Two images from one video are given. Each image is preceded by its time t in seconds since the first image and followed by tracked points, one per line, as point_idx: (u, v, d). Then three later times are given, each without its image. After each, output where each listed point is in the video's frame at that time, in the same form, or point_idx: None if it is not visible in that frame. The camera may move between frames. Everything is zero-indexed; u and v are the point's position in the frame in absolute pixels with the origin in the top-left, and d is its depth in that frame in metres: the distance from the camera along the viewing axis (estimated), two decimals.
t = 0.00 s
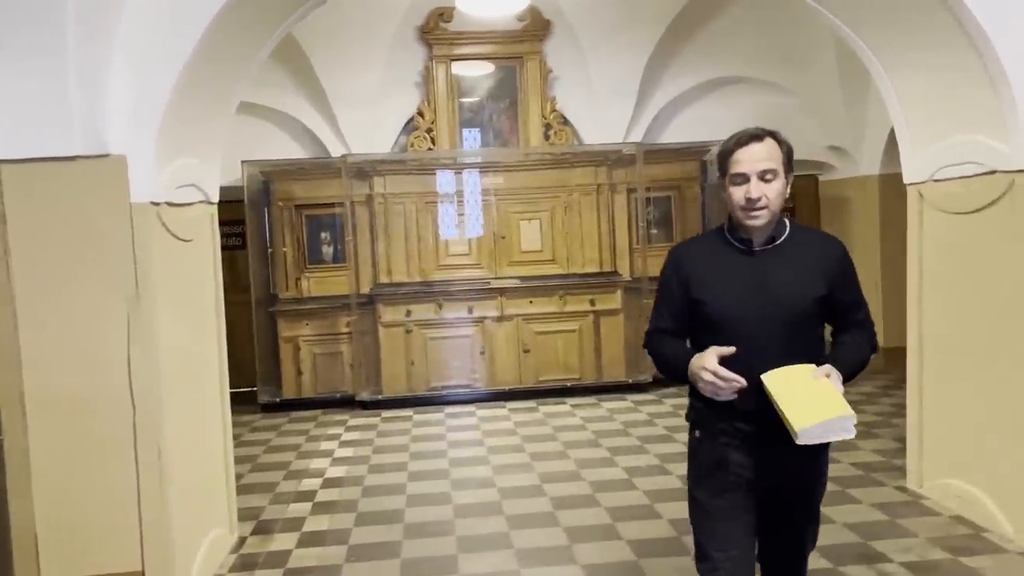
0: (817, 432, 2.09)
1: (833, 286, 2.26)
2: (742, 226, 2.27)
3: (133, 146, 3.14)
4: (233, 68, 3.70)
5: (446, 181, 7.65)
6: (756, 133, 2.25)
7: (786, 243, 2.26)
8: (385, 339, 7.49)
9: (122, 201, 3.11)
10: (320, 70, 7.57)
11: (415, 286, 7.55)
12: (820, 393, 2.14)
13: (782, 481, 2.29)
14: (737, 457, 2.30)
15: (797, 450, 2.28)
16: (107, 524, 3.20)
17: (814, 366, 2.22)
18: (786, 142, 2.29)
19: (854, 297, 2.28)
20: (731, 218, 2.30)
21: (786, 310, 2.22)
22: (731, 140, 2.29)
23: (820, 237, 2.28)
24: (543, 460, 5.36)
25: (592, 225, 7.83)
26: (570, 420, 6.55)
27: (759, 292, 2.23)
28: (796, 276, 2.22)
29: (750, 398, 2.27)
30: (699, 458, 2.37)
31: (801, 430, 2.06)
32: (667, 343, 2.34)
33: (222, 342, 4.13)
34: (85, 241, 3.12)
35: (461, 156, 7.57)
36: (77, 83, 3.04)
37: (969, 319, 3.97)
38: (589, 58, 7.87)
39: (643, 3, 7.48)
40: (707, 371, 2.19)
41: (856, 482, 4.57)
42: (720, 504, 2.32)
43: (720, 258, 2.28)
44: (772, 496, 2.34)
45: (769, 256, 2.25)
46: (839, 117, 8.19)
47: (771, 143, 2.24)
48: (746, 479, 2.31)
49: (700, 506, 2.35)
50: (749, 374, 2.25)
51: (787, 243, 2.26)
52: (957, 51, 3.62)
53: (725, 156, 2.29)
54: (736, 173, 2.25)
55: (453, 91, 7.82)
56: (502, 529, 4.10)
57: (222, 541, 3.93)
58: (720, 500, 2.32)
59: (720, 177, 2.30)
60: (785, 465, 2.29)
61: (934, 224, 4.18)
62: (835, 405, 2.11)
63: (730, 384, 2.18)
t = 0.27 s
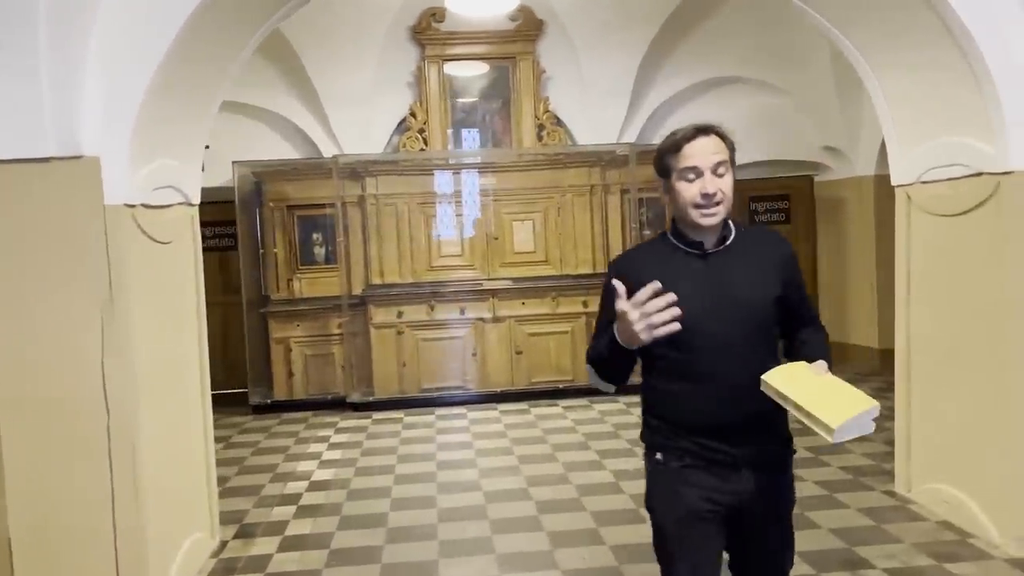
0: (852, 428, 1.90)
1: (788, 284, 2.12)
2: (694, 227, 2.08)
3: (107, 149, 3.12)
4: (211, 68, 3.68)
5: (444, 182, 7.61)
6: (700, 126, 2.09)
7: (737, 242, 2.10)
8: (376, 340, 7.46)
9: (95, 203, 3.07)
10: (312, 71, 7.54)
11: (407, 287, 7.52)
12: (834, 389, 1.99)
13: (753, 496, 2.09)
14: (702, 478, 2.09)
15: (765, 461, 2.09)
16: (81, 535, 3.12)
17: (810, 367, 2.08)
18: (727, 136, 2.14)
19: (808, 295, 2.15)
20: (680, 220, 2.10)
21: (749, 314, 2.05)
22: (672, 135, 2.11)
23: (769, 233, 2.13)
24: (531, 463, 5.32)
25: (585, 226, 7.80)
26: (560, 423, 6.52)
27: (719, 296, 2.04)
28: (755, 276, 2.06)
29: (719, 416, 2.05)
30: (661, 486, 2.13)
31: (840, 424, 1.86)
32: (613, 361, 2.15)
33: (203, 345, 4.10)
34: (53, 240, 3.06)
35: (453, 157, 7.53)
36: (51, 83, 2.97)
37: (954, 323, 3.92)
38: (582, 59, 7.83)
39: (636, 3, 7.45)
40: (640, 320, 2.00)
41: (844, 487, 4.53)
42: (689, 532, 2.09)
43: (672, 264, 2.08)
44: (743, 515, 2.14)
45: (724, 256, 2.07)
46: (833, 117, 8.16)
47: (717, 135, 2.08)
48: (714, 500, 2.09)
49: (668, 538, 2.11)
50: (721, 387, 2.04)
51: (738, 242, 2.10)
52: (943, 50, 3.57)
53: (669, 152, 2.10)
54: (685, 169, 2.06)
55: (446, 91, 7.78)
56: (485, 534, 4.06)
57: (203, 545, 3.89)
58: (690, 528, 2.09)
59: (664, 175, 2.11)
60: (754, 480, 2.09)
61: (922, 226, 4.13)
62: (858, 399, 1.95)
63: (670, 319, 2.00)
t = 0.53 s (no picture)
0: (832, 430, 1.78)
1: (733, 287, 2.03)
2: (637, 229, 1.97)
3: (86, 149, 3.11)
4: (195, 70, 3.68)
5: (447, 183, 7.61)
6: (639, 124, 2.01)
7: (679, 244, 2.00)
8: (372, 341, 7.46)
9: (75, 206, 3.07)
10: (309, 71, 7.54)
11: (403, 288, 7.51)
12: (803, 393, 1.88)
13: (711, 512, 1.96)
14: (656, 495, 1.95)
15: (722, 473, 1.97)
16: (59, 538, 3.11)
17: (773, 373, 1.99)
18: (666, 138, 2.07)
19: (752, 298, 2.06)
20: (622, 223, 1.99)
21: (698, 318, 1.93)
22: (609, 136, 2.02)
23: (711, 235, 2.04)
24: (523, 465, 5.30)
25: (583, 227, 7.78)
26: (555, 424, 6.49)
27: (665, 302, 1.92)
28: (700, 278, 1.96)
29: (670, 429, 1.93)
30: (613, 507, 1.99)
31: (820, 427, 1.75)
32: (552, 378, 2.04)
33: (190, 346, 4.09)
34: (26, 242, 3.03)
35: (450, 157, 7.52)
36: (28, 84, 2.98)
37: (944, 325, 3.88)
38: (580, 59, 7.81)
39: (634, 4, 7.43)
40: (588, 311, 1.87)
41: (834, 491, 4.50)
42: (644, 554, 1.96)
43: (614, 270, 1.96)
44: (699, 531, 2.01)
45: (668, 259, 1.96)
46: (833, 117, 8.10)
47: (657, 135, 2.01)
48: (670, 519, 1.95)
49: (624, 562, 1.98)
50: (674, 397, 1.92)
51: (679, 244, 2.00)
52: (930, 51, 3.54)
53: (606, 153, 2.01)
54: (625, 168, 1.97)
55: (442, 91, 7.78)
56: (469, 536, 4.05)
57: (188, 547, 3.89)
58: (645, 550, 1.96)
59: (603, 178, 2.01)
60: (712, 493, 1.96)
61: (912, 228, 4.10)
62: (832, 402, 1.85)
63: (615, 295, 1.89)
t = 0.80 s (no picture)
0: (773, 456, 1.81)
1: (684, 296, 2.06)
2: (586, 231, 1.99)
3: (77, 150, 3.15)
4: (189, 76, 3.72)
5: (459, 183, 7.64)
6: (584, 126, 2.07)
7: (630, 253, 2.03)
8: (376, 342, 7.50)
9: (66, 208, 3.11)
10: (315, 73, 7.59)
11: (407, 289, 7.54)
12: (750, 415, 1.91)
13: (664, 525, 1.97)
14: (608, 510, 1.97)
15: (674, 487, 1.98)
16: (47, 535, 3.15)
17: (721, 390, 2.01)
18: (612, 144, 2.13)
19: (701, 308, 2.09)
20: (571, 224, 2.01)
21: (650, 328, 1.95)
22: (555, 140, 2.08)
23: (662, 243, 2.07)
24: (519, 467, 5.32)
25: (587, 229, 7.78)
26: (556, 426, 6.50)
27: (616, 312, 1.94)
28: (651, 289, 1.98)
29: (622, 440, 1.95)
30: (567, 521, 2.01)
31: (763, 452, 1.77)
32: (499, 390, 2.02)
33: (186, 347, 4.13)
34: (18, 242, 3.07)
35: (454, 158, 7.54)
36: (20, 84, 3.03)
37: (936, 329, 3.86)
38: (584, 60, 7.81)
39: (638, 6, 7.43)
40: (514, 324, 1.86)
41: (827, 495, 4.49)
42: (599, 567, 1.99)
43: (566, 280, 1.98)
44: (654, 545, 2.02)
45: (619, 269, 1.99)
46: (839, 120, 8.05)
47: (602, 137, 2.06)
48: (624, 532, 1.97)
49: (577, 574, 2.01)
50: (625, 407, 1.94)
51: (629, 253, 2.02)
52: (920, 53, 3.53)
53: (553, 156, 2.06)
54: (571, 168, 2.01)
55: (447, 93, 7.80)
56: (460, 537, 4.08)
57: (182, 546, 3.94)
58: (599, 562, 1.99)
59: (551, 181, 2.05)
60: (664, 506, 1.97)
61: (905, 231, 4.08)
62: (775, 427, 1.88)
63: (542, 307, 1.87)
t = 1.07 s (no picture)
0: (735, 474, 1.84)
1: (661, 304, 2.06)
2: (559, 241, 2.01)
3: (86, 151, 3.24)
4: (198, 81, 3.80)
5: (481, 184, 7.65)
6: (559, 130, 2.05)
7: (605, 260, 2.03)
8: (391, 341, 7.57)
9: (75, 209, 3.19)
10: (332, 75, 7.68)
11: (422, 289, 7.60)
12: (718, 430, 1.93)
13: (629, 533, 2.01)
14: (572, 517, 2.02)
15: (638, 497, 2.01)
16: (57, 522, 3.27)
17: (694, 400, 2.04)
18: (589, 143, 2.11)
19: (683, 316, 2.09)
20: (544, 232, 2.03)
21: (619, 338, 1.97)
22: (530, 143, 2.06)
23: (640, 249, 2.07)
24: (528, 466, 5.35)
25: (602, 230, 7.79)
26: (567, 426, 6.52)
27: (585, 321, 1.96)
28: (623, 298, 1.99)
29: (587, 449, 1.98)
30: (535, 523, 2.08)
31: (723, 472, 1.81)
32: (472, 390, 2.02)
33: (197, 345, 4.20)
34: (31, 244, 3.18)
35: (469, 158, 7.59)
36: (30, 85, 3.14)
37: (941, 331, 3.84)
38: (600, 61, 7.83)
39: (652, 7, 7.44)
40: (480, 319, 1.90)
41: (833, 497, 4.48)
42: (565, 568, 2.05)
43: (536, 286, 2.00)
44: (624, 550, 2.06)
45: (591, 277, 2.00)
46: (857, 123, 7.92)
47: (576, 140, 2.05)
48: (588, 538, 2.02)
49: None
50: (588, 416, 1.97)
51: (604, 260, 2.03)
52: (922, 54, 3.51)
53: (527, 161, 2.05)
54: (545, 176, 2.01)
55: (463, 94, 7.86)
56: (464, 535, 4.12)
57: (191, 540, 4.02)
58: (565, 564, 2.05)
59: (525, 186, 2.06)
60: (629, 516, 2.01)
61: (911, 232, 4.05)
62: (742, 442, 1.90)
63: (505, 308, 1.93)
